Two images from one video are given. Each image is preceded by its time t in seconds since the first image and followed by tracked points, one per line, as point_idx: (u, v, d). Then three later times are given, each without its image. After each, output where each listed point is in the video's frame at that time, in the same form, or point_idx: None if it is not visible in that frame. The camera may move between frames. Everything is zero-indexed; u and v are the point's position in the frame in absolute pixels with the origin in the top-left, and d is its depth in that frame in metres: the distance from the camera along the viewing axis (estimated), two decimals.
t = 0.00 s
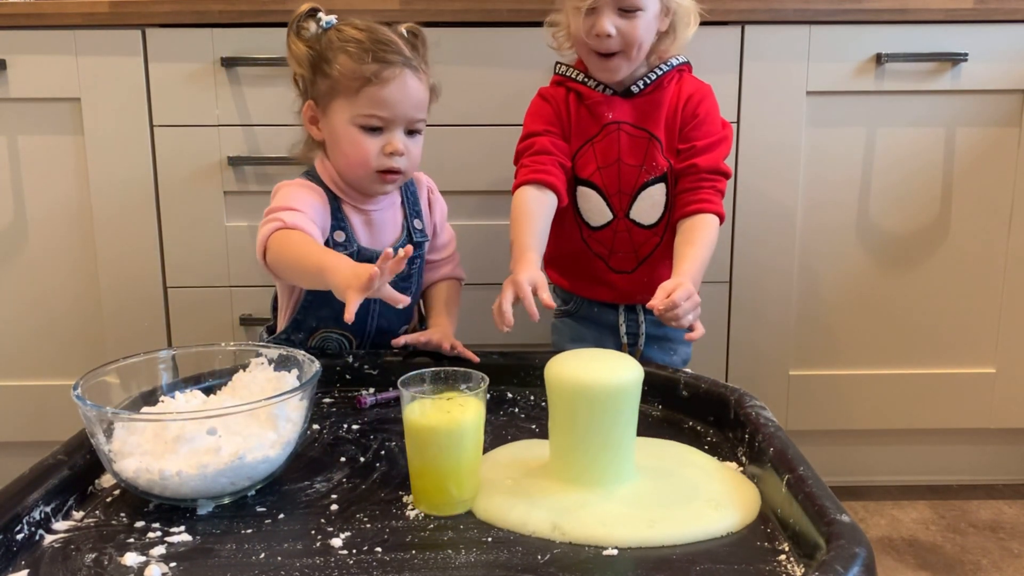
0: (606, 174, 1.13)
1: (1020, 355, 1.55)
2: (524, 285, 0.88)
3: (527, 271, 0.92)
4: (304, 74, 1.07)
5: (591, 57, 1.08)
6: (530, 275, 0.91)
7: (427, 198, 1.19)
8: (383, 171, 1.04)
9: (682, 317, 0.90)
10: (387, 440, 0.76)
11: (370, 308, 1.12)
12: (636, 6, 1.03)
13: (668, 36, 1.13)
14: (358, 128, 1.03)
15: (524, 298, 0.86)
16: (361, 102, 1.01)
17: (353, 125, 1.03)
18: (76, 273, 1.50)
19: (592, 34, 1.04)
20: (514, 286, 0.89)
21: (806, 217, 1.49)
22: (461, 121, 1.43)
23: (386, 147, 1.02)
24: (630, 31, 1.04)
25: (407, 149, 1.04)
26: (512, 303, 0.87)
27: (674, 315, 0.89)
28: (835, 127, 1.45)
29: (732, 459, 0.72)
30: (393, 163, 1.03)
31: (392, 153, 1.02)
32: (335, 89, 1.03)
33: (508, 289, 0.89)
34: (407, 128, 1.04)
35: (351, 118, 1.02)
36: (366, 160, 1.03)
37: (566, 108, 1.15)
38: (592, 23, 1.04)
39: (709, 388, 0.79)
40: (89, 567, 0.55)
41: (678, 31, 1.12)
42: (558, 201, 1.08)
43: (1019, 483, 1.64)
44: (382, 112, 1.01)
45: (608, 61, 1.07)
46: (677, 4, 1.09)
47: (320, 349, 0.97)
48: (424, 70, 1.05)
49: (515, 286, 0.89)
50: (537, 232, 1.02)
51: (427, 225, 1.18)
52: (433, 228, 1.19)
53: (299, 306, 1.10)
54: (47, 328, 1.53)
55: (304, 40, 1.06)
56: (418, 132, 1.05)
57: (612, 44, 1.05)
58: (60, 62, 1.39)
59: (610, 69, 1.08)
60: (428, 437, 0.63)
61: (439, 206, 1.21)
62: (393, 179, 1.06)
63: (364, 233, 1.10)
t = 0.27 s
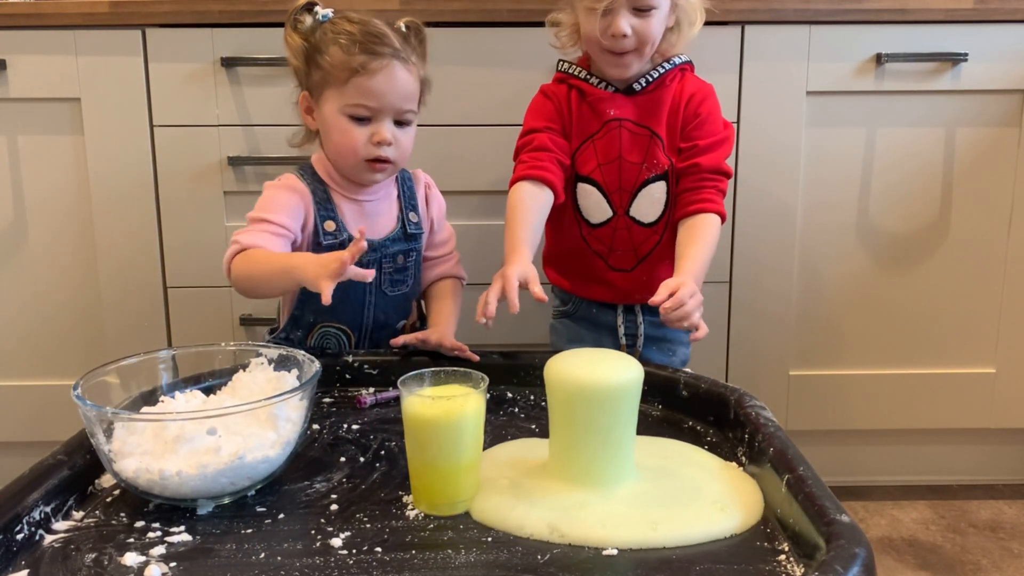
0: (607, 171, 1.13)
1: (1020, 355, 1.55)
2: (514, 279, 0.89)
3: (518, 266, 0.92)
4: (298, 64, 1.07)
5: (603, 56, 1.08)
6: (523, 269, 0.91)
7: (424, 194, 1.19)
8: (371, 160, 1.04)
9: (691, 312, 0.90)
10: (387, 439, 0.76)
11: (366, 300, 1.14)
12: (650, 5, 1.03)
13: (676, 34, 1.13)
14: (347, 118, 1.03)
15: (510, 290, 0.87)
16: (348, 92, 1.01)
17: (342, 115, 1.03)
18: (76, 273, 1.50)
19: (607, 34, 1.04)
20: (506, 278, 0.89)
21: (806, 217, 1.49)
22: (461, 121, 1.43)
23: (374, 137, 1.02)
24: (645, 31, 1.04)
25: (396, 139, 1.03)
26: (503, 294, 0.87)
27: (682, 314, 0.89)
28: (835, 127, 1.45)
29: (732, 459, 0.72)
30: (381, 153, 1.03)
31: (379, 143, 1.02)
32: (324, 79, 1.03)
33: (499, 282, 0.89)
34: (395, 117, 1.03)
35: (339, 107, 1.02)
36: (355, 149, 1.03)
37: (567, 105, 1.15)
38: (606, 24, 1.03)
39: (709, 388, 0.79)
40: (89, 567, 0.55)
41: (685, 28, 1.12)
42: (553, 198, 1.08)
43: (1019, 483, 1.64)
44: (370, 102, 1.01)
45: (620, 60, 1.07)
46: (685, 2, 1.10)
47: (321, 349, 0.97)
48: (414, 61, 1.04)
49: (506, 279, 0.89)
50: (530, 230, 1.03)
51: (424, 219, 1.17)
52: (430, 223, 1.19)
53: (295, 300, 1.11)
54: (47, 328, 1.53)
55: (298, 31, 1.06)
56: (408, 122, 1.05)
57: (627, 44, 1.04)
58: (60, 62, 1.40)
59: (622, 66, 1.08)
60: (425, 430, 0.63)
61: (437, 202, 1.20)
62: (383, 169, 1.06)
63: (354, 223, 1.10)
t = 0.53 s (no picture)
0: (608, 167, 1.13)
1: (1020, 355, 1.55)
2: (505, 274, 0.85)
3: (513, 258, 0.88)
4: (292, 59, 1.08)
5: (605, 53, 1.07)
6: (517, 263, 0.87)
7: (420, 192, 1.19)
8: (361, 153, 1.05)
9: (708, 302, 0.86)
10: (387, 439, 0.76)
11: (361, 295, 1.13)
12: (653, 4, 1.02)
13: (680, 33, 1.13)
14: (337, 111, 1.04)
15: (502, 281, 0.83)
16: (338, 85, 1.02)
17: (332, 108, 1.04)
18: (76, 273, 1.50)
19: (610, 31, 1.03)
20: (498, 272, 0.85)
21: (806, 217, 1.49)
22: (461, 120, 1.43)
23: (362, 129, 1.03)
24: (647, 29, 1.04)
25: (386, 132, 1.04)
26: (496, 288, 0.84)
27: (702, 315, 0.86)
28: (835, 127, 1.45)
29: (732, 459, 0.71)
30: (371, 146, 1.04)
31: (369, 135, 1.03)
32: (315, 74, 1.05)
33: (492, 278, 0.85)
34: (385, 111, 1.04)
35: (329, 101, 1.03)
36: (344, 142, 1.04)
37: (569, 101, 1.15)
38: (609, 21, 1.03)
39: (709, 388, 0.79)
40: (89, 567, 0.56)
41: (688, 28, 1.12)
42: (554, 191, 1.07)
43: (1019, 483, 1.64)
44: (360, 95, 1.02)
45: (622, 57, 1.07)
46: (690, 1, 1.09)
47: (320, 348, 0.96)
48: (404, 56, 1.05)
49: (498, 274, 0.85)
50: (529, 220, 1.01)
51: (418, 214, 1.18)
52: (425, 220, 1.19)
53: (292, 298, 1.11)
54: (47, 328, 1.53)
55: (291, 26, 1.07)
56: (398, 116, 1.06)
57: (629, 42, 1.04)
58: (61, 62, 1.40)
59: (623, 64, 1.08)
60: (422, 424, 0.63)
61: (432, 198, 1.21)
62: (374, 161, 1.06)
63: (346, 217, 1.11)
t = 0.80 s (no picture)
0: (612, 162, 1.12)
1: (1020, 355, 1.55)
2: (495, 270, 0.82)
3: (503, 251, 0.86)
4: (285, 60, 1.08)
5: (592, 45, 1.08)
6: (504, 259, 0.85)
7: (415, 190, 1.19)
8: (355, 151, 1.05)
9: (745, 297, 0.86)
10: (387, 439, 0.76)
11: (357, 292, 1.12)
12: None
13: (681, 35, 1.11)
14: (330, 110, 1.04)
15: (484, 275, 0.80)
16: (330, 84, 1.03)
17: (324, 107, 1.04)
18: (76, 273, 1.50)
19: (590, 22, 1.05)
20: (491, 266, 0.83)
21: (806, 217, 1.49)
22: (462, 120, 1.43)
23: (355, 128, 1.03)
24: (628, 22, 1.04)
25: (379, 130, 1.04)
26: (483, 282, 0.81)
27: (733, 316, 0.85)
28: (835, 127, 1.45)
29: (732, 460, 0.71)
30: (364, 144, 1.04)
31: (362, 133, 1.03)
32: (308, 73, 1.05)
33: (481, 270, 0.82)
34: (377, 109, 1.04)
35: (322, 100, 1.04)
36: (338, 141, 1.04)
37: (574, 96, 1.14)
38: (591, 12, 1.05)
39: (709, 388, 0.79)
40: (89, 567, 0.56)
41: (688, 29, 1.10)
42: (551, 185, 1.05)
43: (1019, 483, 1.64)
44: (352, 94, 1.02)
45: (606, 51, 1.07)
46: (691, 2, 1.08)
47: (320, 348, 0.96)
48: (397, 55, 1.05)
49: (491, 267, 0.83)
50: (518, 211, 0.99)
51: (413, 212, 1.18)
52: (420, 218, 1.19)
53: (288, 296, 1.11)
54: (47, 328, 1.53)
55: (285, 27, 1.08)
56: (391, 115, 1.06)
57: (608, 33, 1.05)
58: (61, 62, 1.40)
59: (610, 59, 1.08)
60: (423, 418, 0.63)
61: (427, 196, 1.21)
62: (367, 159, 1.07)
63: (340, 213, 1.10)
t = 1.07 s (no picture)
0: (596, 166, 1.10)
1: (1019, 355, 1.55)
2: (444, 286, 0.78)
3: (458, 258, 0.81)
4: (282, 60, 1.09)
5: (567, 45, 1.07)
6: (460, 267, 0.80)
7: (411, 189, 1.19)
8: (350, 149, 1.05)
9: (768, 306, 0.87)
10: (387, 439, 0.76)
11: (353, 290, 1.12)
12: None
13: (661, 35, 1.10)
14: (326, 108, 1.04)
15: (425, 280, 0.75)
16: (326, 82, 1.03)
17: (320, 105, 1.04)
18: (76, 273, 1.50)
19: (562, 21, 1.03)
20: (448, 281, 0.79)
21: (806, 218, 1.49)
22: (462, 120, 1.43)
23: (351, 126, 1.04)
24: (600, 21, 1.02)
25: (375, 128, 1.05)
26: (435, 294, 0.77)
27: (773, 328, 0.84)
28: (835, 127, 1.45)
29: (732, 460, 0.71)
30: (359, 142, 1.04)
31: (357, 131, 1.04)
32: (305, 72, 1.05)
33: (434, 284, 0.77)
34: (373, 108, 1.05)
35: (318, 98, 1.04)
36: (333, 138, 1.05)
37: (554, 97, 1.12)
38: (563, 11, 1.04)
39: (709, 388, 0.79)
40: (89, 567, 0.56)
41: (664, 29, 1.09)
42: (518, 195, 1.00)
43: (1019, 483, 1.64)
44: (346, 92, 1.03)
45: (580, 50, 1.06)
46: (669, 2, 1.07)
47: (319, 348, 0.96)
48: (393, 54, 1.06)
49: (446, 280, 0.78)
50: (480, 219, 0.93)
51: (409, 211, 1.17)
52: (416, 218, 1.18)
53: (285, 294, 1.12)
54: (47, 328, 1.53)
55: (282, 27, 1.09)
56: (386, 113, 1.06)
57: (580, 32, 1.03)
58: (61, 62, 1.40)
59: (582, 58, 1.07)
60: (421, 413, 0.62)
61: (424, 195, 1.20)
62: (362, 157, 1.07)
63: (336, 210, 1.11)
